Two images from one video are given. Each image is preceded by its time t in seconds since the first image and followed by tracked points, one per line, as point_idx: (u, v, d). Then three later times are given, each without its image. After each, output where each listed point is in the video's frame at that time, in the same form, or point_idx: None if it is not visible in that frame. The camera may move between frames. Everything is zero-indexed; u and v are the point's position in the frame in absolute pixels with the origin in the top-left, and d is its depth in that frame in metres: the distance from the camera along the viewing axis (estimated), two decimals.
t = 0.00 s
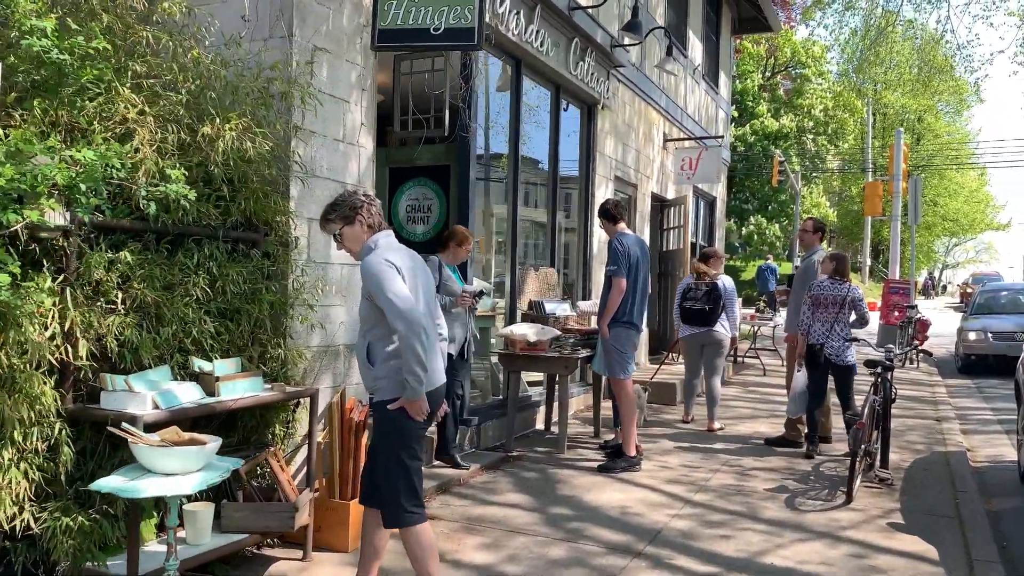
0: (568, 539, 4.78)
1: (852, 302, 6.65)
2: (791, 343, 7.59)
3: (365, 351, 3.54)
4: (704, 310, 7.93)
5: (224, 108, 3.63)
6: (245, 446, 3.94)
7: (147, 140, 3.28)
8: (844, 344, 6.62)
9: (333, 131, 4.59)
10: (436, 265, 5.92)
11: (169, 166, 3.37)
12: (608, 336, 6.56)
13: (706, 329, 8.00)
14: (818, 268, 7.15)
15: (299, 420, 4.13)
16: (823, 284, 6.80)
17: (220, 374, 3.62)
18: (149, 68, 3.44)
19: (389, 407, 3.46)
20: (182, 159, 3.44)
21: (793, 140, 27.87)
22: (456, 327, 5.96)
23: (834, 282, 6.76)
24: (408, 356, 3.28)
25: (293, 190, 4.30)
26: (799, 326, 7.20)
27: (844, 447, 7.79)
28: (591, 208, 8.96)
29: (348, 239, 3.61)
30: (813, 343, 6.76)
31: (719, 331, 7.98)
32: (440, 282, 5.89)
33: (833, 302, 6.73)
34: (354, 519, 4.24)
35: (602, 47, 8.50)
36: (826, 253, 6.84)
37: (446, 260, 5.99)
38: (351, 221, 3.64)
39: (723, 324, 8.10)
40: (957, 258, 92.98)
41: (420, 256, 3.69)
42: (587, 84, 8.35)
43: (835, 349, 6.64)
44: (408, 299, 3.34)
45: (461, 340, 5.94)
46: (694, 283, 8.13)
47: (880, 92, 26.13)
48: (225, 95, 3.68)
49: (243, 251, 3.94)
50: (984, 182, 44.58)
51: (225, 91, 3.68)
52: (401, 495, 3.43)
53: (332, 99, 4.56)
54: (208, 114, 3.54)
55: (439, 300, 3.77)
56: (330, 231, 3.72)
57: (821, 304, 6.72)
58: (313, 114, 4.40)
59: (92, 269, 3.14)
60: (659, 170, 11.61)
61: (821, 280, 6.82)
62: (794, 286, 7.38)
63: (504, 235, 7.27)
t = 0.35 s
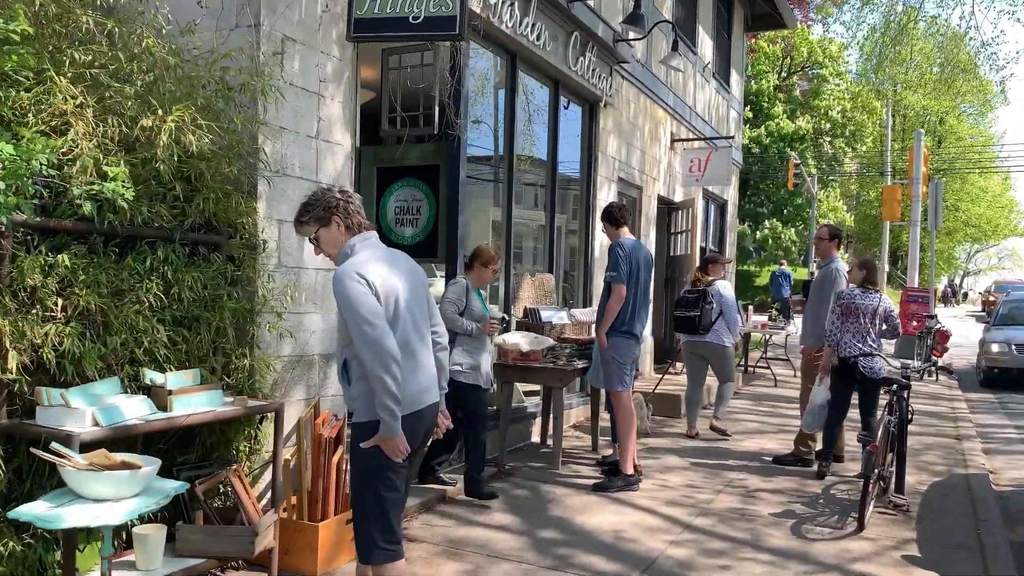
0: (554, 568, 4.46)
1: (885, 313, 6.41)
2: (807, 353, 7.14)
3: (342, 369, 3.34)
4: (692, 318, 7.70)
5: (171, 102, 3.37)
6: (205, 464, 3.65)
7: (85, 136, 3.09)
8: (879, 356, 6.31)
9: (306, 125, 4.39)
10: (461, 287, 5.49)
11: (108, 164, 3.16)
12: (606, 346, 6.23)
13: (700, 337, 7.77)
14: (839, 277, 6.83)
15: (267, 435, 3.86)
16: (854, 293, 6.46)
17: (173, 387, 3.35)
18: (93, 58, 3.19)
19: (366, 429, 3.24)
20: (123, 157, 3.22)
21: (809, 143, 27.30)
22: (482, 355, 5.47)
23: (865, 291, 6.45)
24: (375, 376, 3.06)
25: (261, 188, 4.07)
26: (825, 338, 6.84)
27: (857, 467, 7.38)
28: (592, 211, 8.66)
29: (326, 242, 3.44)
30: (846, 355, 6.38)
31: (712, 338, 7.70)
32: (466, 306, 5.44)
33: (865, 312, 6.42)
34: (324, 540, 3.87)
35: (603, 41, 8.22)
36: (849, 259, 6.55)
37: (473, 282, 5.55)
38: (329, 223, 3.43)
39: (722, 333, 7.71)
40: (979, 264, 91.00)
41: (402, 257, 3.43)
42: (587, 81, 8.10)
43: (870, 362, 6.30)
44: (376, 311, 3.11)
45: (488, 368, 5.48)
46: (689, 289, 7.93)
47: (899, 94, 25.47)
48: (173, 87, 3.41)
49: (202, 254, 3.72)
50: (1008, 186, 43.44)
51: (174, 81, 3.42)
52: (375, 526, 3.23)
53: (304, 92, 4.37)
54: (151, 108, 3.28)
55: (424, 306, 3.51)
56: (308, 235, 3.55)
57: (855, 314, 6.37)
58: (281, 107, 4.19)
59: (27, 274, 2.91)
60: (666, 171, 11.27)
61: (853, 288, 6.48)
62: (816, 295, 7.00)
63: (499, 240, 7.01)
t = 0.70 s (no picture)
0: None
1: (907, 319, 6.06)
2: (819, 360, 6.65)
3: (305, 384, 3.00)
4: (711, 327, 7.31)
5: (104, 92, 3.06)
6: (151, 492, 3.36)
7: (2, 130, 2.81)
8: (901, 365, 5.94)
9: (273, 122, 4.02)
10: (495, 306, 4.96)
11: (31, 161, 2.88)
12: (606, 355, 5.85)
13: (719, 346, 7.37)
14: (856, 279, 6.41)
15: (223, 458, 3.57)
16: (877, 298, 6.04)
17: (108, 408, 3.05)
18: (16, 46, 2.92)
19: (325, 456, 2.89)
20: (50, 153, 2.92)
21: (820, 147, 26.77)
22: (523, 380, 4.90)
23: (889, 296, 6.04)
24: (335, 402, 2.71)
25: (221, 191, 3.73)
26: (840, 342, 6.42)
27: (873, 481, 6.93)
28: (593, 214, 8.31)
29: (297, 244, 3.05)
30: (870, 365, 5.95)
31: (731, 348, 7.31)
32: (502, 327, 4.89)
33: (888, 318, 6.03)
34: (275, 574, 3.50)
35: (604, 40, 7.80)
36: (874, 261, 6.19)
37: (507, 299, 5.03)
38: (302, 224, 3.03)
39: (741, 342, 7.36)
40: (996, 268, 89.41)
41: (381, 263, 3.04)
42: (587, 80, 7.73)
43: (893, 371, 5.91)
44: (342, 329, 2.74)
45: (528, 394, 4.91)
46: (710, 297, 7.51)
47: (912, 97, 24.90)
48: (108, 77, 3.09)
49: (151, 261, 3.40)
50: None
51: (108, 70, 3.10)
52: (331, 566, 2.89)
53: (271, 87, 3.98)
54: (78, 98, 2.98)
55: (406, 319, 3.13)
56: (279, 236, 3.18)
57: (880, 320, 5.96)
58: (244, 101, 3.83)
59: None
60: (671, 175, 10.89)
61: (876, 292, 6.06)
62: (830, 301, 6.55)
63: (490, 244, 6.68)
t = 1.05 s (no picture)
0: None
1: (927, 326, 5.63)
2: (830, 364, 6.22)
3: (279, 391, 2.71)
4: (744, 324, 7.23)
5: (26, 71, 2.82)
6: (86, 514, 3.18)
7: None
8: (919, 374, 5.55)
9: (234, 111, 3.67)
10: (525, 312, 4.47)
11: None
12: (606, 360, 5.51)
13: (750, 343, 7.30)
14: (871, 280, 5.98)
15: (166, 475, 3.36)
16: (895, 303, 5.63)
17: (29, 422, 2.83)
18: None
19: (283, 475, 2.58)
20: None
21: (835, 147, 26.16)
22: (551, 396, 4.42)
23: (909, 302, 5.62)
24: (290, 418, 2.40)
25: (174, 184, 3.42)
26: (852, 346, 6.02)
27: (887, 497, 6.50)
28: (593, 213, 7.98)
29: (283, 240, 2.75)
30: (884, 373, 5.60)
31: (761, 345, 7.24)
32: (532, 335, 4.43)
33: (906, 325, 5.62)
34: None
35: (602, 31, 7.46)
36: (893, 262, 5.77)
37: (539, 305, 4.56)
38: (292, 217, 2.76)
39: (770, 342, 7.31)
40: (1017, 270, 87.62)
41: (372, 266, 2.68)
42: (585, 72, 7.39)
43: (910, 380, 5.53)
44: (309, 336, 2.43)
45: (557, 411, 4.42)
46: (742, 295, 7.50)
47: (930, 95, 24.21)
48: (32, 54, 2.83)
49: (91, 259, 3.14)
50: None
51: (33, 47, 2.83)
52: None
53: (231, 74, 3.64)
54: None
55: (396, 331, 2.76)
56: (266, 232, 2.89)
57: (897, 327, 5.57)
58: (201, 87, 3.49)
59: None
60: (677, 172, 10.51)
61: (893, 297, 5.64)
62: (840, 304, 6.05)
63: (481, 244, 6.37)
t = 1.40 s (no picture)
0: None
1: (948, 330, 5.19)
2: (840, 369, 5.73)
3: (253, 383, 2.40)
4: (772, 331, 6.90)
5: None
6: (22, 529, 2.92)
7: None
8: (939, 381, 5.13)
9: (188, 96, 3.45)
10: (564, 312, 3.95)
11: None
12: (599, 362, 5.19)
13: (776, 351, 6.93)
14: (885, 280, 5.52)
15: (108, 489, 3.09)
16: (912, 306, 5.20)
17: None
18: None
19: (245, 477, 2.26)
20: None
21: (858, 143, 25.33)
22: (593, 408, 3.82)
23: (927, 305, 5.18)
24: (242, 414, 2.07)
25: (120, 175, 3.19)
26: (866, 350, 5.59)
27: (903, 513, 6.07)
28: (593, 209, 7.65)
29: (261, 235, 2.43)
30: (900, 381, 5.21)
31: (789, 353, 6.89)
32: (572, 338, 3.89)
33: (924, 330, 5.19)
34: None
35: (603, 15, 7.13)
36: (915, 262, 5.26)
37: (580, 305, 4.02)
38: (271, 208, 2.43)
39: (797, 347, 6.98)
40: None
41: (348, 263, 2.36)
42: (584, 58, 7.06)
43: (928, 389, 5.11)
44: (270, 328, 2.10)
45: (600, 425, 3.81)
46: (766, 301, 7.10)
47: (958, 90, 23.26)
48: None
49: (21, 256, 2.91)
50: None
51: None
52: None
53: (184, 56, 3.43)
54: None
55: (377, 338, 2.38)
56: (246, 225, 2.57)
57: (914, 331, 5.15)
58: (150, 70, 3.28)
59: None
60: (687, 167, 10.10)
61: (910, 301, 5.21)
62: (853, 306, 5.66)
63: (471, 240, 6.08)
